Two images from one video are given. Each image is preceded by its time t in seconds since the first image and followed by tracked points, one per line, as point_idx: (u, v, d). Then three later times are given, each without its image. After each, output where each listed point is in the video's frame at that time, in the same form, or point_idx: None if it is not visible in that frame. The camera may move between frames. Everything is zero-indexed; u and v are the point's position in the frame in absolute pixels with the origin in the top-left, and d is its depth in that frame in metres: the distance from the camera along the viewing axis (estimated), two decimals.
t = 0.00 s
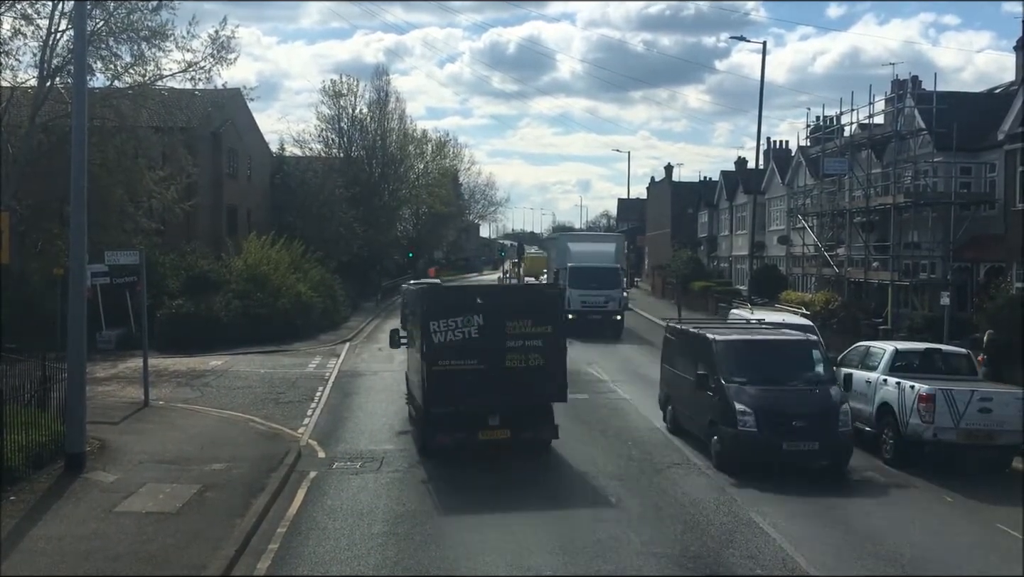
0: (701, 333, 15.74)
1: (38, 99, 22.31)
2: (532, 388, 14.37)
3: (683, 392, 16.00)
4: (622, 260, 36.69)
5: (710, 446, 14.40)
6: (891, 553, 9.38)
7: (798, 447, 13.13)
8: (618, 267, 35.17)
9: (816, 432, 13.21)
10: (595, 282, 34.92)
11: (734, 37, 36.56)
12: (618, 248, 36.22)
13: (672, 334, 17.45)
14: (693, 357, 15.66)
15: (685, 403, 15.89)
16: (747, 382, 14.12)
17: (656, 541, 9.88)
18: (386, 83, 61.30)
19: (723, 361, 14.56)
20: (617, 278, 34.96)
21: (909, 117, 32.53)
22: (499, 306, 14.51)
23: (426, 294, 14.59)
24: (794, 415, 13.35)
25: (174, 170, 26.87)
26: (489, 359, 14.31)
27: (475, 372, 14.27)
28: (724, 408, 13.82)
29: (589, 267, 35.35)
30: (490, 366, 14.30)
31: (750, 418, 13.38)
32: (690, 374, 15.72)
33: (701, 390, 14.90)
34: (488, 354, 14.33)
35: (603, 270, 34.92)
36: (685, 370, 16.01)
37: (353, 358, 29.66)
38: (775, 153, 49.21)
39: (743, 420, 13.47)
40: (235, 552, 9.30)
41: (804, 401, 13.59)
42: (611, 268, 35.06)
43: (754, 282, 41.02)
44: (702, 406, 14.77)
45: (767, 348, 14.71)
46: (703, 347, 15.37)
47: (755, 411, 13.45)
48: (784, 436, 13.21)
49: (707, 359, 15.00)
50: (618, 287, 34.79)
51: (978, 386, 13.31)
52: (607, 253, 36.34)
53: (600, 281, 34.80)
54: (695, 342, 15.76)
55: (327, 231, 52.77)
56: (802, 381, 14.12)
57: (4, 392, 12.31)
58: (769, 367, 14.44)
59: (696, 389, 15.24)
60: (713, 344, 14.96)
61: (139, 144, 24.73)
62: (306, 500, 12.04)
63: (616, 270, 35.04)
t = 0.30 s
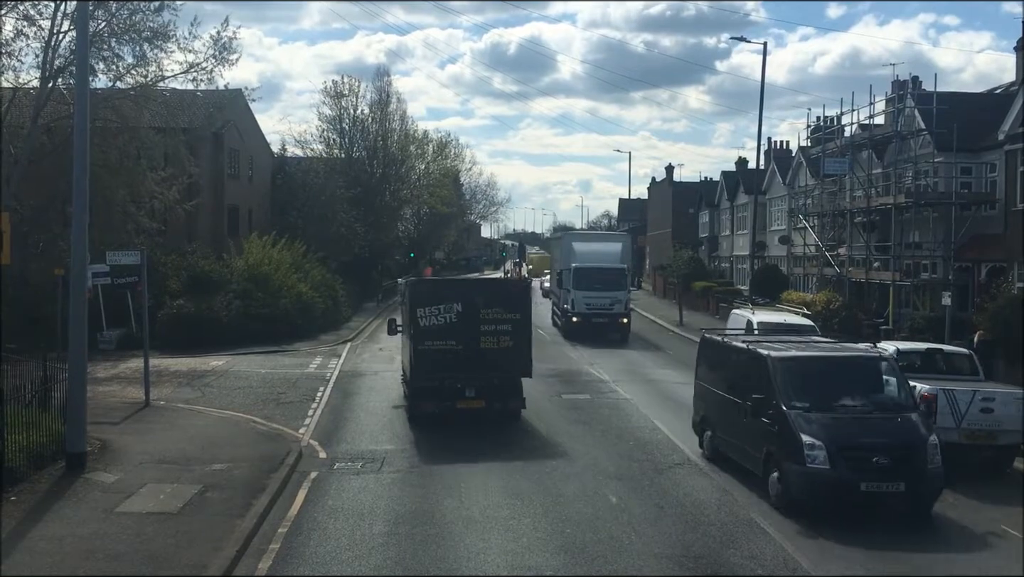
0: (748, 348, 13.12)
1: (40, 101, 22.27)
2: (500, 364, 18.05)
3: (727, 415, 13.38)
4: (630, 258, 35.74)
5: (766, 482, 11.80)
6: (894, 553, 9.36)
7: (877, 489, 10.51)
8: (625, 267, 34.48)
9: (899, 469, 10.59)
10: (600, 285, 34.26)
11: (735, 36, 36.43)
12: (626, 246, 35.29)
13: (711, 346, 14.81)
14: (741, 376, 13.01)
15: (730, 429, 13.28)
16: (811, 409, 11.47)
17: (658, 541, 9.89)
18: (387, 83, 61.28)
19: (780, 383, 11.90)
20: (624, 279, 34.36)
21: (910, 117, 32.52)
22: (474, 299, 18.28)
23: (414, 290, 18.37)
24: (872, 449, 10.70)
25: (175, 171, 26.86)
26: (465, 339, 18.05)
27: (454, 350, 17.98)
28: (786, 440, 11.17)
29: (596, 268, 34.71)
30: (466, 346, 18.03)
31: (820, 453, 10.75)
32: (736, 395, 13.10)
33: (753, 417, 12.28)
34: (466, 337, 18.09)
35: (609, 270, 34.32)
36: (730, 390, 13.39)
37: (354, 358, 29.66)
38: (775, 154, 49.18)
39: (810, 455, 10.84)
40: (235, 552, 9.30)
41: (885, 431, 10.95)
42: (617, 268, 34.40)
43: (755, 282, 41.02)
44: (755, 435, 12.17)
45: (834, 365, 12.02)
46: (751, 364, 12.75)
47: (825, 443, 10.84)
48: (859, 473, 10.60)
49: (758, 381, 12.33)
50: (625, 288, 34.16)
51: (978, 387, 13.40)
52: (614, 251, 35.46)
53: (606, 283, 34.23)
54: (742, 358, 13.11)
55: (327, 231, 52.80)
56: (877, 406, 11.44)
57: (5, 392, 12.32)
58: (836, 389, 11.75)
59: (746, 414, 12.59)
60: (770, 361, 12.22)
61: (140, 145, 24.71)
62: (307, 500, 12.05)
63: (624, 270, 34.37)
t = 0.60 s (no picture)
0: (818, 366, 10.62)
1: (39, 101, 22.20)
2: (481, 348, 20.48)
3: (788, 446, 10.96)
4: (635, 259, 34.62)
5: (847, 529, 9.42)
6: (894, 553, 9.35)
7: (1005, 549, 8.41)
8: (629, 268, 33.32)
9: None
10: (602, 286, 33.09)
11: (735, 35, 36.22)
12: (630, 246, 34.14)
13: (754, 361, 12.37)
14: (806, 402, 10.60)
15: (791, 463, 10.88)
16: (913, 447, 9.18)
17: (658, 541, 9.86)
18: (386, 83, 61.22)
19: (870, 414, 9.53)
20: (628, 280, 33.26)
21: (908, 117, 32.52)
22: (458, 290, 20.60)
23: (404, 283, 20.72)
24: (997, 500, 8.52)
25: (174, 171, 26.83)
26: (449, 327, 20.44)
27: (439, 336, 20.43)
28: (886, 488, 8.84)
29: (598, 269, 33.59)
30: (449, 332, 20.44)
31: (937, 505, 8.48)
32: (801, 424, 10.68)
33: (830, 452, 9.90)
34: (450, 324, 20.49)
35: (612, 271, 33.22)
36: (790, 416, 10.97)
37: (353, 358, 29.63)
38: (775, 153, 49.15)
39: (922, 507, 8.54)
40: (234, 552, 9.28)
41: (1007, 476, 8.77)
42: (621, 269, 33.27)
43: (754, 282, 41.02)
44: (831, 473, 9.84)
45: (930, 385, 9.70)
46: (821, 387, 10.36)
47: (938, 492, 8.57)
48: (982, 531, 8.42)
49: (836, 410, 9.92)
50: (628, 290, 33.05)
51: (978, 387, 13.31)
52: (618, 251, 34.35)
53: (609, 284, 33.11)
54: (807, 380, 10.68)
55: (327, 231, 52.78)
56: (990, 444, 9.21)
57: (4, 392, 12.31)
58: (936, 418, 9.48)
59: (818, 448, 10.19)
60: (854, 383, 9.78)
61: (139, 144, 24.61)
62: (306, 500, 12.03)
63: (627, 271, 33.23)
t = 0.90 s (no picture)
0: (935, 397, 8.68)
1: (40, 101, 22.23)
2: (469, 335, 23.66)
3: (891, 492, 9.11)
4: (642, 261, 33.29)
5: None
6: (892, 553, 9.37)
7: None
8: (637, 269, 31.96)
9: None
10: (607, 288, 31.68)
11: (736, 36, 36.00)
12: (638, 248, 32.79)
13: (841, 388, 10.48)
14: (922, 442, 8.74)
15: (898, 511, 9.01)
16: None
17: (658, 541, 9.88)
18: (387, 83, 61.27)
19: (1021, 459, 7.65)
20: (635, 282, 31.87)
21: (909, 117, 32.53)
22: (448, 285, 23.73)
23: (404, 277, 23.90)
24: None
25: (175, 171, 26.88)
26: (441, 316, 23.63)
27: (433, 324, 23.61)
28: None
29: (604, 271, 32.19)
30: (441, 320, 23.64)
31: None
32: (921, 471, 8.72)
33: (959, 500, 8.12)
34: (441, 314, 23.70)
35: (618, 273, 31.83)
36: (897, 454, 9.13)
37: (353, 358, 29.66)
38: (775, 153, 49.19)
39: None
40: (235, 552, 9.32)
41: None
42: (628, 271, 31.88)
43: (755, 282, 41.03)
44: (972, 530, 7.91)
45: None
46: (940, 421, 8.46)
47: None
48: None
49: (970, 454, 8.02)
50: (635, 294, 31.64)
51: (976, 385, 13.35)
52: (624, 253, 33.04)
53: (616, 287, 31.71)
54: (924, 413, 8.77)
55: (328, 231, 52.83)
56: None
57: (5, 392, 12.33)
58: None
59: (946, 500, 8.31)
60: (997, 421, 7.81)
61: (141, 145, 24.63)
62: (307, 500, 12.06)
63: (635, 273, 31.86)
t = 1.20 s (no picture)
0: None
1: (38, 101, 22.17)
2: (458, 328, 26.35)
3: None
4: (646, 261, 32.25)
5: None
6: (892, 553, 9.35)
7: None
8: (641, 271, 30.92)
9: None
10: (611, 290, 30.62)
11: (733, 37, 36.06)
12: (643, 248, 31.76)
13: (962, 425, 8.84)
14: None
15: None
16: None
17: (658, 541, 9.87)
18: (386, 83, 61.25)
19: None
20: (639, 284, 30.82)
21: (908, 117, 32.53)
22: (440, 282, 26.22)
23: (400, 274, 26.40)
24: None
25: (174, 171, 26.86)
26: (432, 312, 26.23)
27: (425, 318, 26.24)
28: None
29: (607, 272, 31.13)
30: (433, 315, 26.25)
31: None
32: None
33: None
34: (433, 308, 26.34)
35: (622, 274, 30.77)
36: None
37: (353, 358, 29.65)
38: (775, 153, 49.24)
39: None
40: (234, 552, 9.29)
41: None
42: (632, 272, 30.84)
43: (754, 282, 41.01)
44: None
45: None
46: None
47: None
48: None
49: None
50: (640, 296, 30.61)
51: (977, 386, 13.32)
52: (628, 253, 31.99)
53: (620, 289, 30.66)
54: None
55: (327, 231, 52.84)
56: None
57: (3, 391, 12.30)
58: None
59: None
60: None
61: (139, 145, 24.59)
62: (307, 500, 12.04)
63: (640, 274, 30.82)
